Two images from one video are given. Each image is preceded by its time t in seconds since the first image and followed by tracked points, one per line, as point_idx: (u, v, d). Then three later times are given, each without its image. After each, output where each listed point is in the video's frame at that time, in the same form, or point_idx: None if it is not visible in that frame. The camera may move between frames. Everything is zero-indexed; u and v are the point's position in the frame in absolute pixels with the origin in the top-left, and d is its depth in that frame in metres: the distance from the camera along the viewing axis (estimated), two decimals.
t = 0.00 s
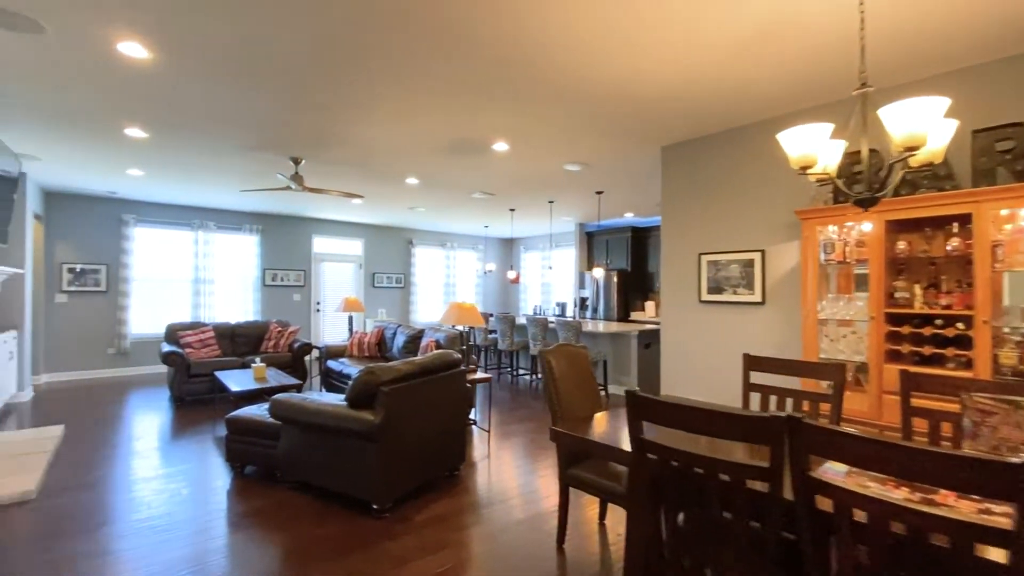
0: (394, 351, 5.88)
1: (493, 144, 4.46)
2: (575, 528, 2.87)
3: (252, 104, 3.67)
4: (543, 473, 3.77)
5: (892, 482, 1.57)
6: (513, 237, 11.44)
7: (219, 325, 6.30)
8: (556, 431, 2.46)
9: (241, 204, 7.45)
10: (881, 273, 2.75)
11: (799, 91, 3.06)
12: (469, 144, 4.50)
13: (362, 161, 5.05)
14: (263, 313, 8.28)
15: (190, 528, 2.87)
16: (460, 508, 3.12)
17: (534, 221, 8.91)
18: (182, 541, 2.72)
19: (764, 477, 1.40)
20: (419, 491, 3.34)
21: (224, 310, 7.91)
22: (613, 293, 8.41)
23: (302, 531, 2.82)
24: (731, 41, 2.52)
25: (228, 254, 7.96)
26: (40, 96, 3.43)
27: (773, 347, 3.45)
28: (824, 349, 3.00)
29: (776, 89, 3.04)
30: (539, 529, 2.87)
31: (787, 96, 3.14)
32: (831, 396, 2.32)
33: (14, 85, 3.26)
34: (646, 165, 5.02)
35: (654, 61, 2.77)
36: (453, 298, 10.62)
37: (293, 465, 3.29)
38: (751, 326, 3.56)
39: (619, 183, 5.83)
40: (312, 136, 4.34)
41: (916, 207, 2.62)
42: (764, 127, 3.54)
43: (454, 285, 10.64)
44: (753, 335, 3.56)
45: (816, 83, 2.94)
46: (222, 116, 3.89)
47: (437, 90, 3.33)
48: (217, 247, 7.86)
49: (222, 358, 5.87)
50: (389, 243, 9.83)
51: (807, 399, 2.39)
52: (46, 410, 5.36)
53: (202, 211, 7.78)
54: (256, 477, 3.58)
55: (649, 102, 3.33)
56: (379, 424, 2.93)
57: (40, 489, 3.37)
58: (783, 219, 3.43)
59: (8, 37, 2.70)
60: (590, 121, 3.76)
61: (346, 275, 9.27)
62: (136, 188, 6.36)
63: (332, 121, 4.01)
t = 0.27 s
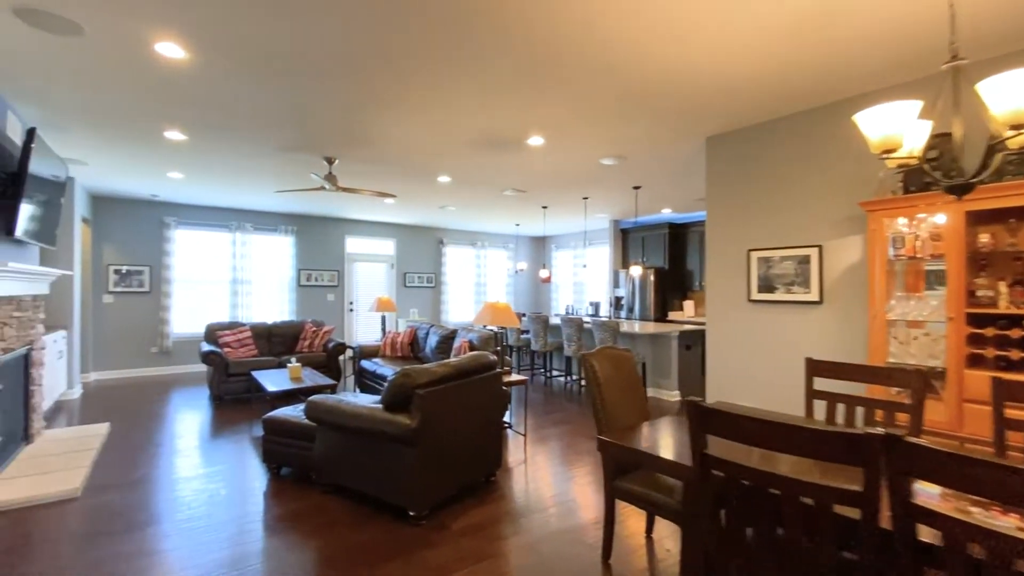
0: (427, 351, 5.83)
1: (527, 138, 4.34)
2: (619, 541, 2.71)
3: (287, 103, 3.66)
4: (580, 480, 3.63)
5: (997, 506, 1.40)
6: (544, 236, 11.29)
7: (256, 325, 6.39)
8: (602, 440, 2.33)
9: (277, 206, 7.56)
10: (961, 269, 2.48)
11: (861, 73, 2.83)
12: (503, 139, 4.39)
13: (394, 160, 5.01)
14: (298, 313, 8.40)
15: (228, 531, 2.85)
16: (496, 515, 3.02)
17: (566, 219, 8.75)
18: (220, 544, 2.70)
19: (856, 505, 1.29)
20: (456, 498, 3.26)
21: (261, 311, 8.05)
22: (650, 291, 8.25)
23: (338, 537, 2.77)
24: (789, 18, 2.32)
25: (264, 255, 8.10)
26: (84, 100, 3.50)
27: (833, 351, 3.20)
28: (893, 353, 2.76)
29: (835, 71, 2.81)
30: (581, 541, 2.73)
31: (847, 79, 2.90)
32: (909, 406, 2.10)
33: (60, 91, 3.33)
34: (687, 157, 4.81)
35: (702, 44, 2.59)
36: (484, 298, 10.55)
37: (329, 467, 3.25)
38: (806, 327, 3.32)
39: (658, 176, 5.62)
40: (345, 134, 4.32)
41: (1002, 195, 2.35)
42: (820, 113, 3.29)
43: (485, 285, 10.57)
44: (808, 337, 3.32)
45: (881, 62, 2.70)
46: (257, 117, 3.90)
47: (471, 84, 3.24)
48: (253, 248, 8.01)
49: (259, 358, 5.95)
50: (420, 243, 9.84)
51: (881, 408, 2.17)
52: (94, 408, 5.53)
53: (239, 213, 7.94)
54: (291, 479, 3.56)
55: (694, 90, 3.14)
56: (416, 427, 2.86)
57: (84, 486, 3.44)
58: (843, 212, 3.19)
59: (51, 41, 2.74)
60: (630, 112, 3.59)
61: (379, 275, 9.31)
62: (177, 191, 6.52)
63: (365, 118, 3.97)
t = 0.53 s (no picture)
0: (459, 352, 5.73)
1: (564, 130, 4.16)
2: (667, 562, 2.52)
3: (318, 100, 3.61)
4: (620, 492, 3.43)
5: None
6: (578, 233, 11.07)
7: (291, 325, 6.44)
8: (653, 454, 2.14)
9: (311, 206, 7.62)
10: None
11: (940, 45, 2.53)
12: (538, 133, 4.24)
13: (425, 156, 4.92)
14: (332, 313, 8.47)
15: (262, 536, 2.79)
16: (535, 528, 2.87)
17: (601, 215, 8.51)
18: (254, 551, 2.64)
19: (978, 554, 1.10)
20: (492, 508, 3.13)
21: (296, 310, 8.15)
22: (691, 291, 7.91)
23: (371, 546, 2.68)
24: None
25: (299, 254, 8.19)
26: (124, 102, 3.53)
27: (911, 354, 2.94)
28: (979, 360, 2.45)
29: (912, 43, 2.52)
30: (625, 561, 2.54)
31: (929, 51, 2.59)
32: (1010, 423, 1.82)
33: (101, 93, 3.35)
34: (733, 147, 4.53)
35: (759, 20, 2.37)
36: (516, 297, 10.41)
37: (362, 473, 3.17)
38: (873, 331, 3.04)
39: (699, 168, 5.34)
40: (376, 131, 4.25)
41: None
42: (888, 95, 3.00)
43: (517, 284, 10.42)
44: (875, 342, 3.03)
45: (964, 32, 2.41)
46: (291, 115, 3.86)
47: (506, 74, 3.09)
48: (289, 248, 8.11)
49: (293, 358, 5.97)
50: (452, 241, 9.78)
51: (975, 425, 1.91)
52: (138, 406, 5.67)
53: (275, 213, 8.05)
54: (325, 482, 3.50)
55: (746, 72, 2.91)
56: (450, 434, 2.73)
57: (127, 485, 3.44)
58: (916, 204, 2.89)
59: (89, 43, 2.72)
60: (674, 99, 3.37)
61: (411, 274, 9.30)
62: (216, 193, 6.64)
63: (398, 114, 3.89)
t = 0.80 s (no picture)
0: (490, 353, 5.63)
1: (601, 122, 3.99)
2: None
3: (351, 97, 3.56)
4: (657, 506, 3.24)
5: None
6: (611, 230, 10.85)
7: (324, 324, 6.46)
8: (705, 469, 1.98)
9: (344, 205, 7.68)
10: None
11: None
12: (572, 125, 4.08)
13: (457, 153, 4.84)
14: (364, 313, 8.52)
15: (294, 541, 2.74)
16: (574, 541, 2.73)
17: (636, 212, 8.27)
18: (285, 555, 2.59)
19: None
20: (526, 518, 3.00)
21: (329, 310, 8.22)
22: (734, 291, 7.65)
23: (402, 555, 2.59)
24: None
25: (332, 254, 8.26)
26: (161, 103, 3.56)
27: (999, 349, 2.73)
28: None
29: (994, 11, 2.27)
30: None
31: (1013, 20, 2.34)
32: None
33: (139, 94, 3.38)
34: (780, 137, 4.28)
35: None
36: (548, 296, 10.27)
37: (393, 477, 3.09)
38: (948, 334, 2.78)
39: (742, 160, 5.08)
40: (408, 127, 4.18)
41: None
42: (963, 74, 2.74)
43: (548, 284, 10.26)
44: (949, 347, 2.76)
45: None
46: (323, 112, 3.82)
47: (543, 64, 2.95)
48: (322, 248, 8.20)
49: (326, 357, 5.99)
50: (482, 240, 9.70)
51: None
52: (177, 403, 5.79)
53: (308, 213, 8.15)
54: (356, 485, 3.45)
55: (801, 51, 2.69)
56: (484, 441, 2.61)
57: (165, 483, 3.45)
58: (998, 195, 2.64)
59: (126, 44, 2.72)
60: (721, 85, 3.17)
61: (442, 274, 9.28)
62: (251, 194, 6.74)
63: (429, 109, 3.80)
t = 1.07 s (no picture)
0: (521, 354, 5.50)
1: (639, 113, 3.82)
2: None
3: (381, 92, 3.50)
4: (692, 521, 3.02)
5: None
6: (643, 229, 10.61)
7: (353, 324, 6.47)
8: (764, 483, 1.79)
9: (373, 205, 7.70)
10: None
11: None
12: (607, 117, 3.93)
13: (487, 149, 4.74)
14: (393, 313, 8.53)
15: (324, 545, 2.67)
16: (613, 555, 2.58)
17: (670, 208, 8.02)
18: (315, 561, 2.52)
19: None
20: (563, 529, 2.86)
21: (358, 310, 8.25)
22: (776, 291, 7.35)
23: (434, 564, 2.48)
24: None
25: (362, 254, 8.30)
26: (195, 102, 3.57)
27: None
28: None
29: None
30: None
31: None
32: None
33: (173, 93, 3.39)
34: (830, 127, 4.02)
35: None
36: (579, 297, 10.09)
37: (425, 482, 2.99)
38: None
39: (786, 152, 4.83)
40: (438, 123, 4.11)
41: None
42: None
43: (579, 284, 10.08)
44: None
45: None
46: (353, 107, 3.77)
47: (579, 51, 2.82)
48: (352, 248, 8.24)
49: (355, 357, 5.97)
50: (510, 239, 9.60)
51: None
52: (211, 402, 5.87)
53: (338, 214, 8.20)
54: (387, 489, 3.37)
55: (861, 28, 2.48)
56: (520, 447, 2.49)
57: (198, 483, 3.44)
58: None
59: (160, 41, 2.71)
60: (770, 69, 2.97)
61: (470, 274, 9.22)
62: (283, 194, 6.81)
63: (460, 103, 3.71)
